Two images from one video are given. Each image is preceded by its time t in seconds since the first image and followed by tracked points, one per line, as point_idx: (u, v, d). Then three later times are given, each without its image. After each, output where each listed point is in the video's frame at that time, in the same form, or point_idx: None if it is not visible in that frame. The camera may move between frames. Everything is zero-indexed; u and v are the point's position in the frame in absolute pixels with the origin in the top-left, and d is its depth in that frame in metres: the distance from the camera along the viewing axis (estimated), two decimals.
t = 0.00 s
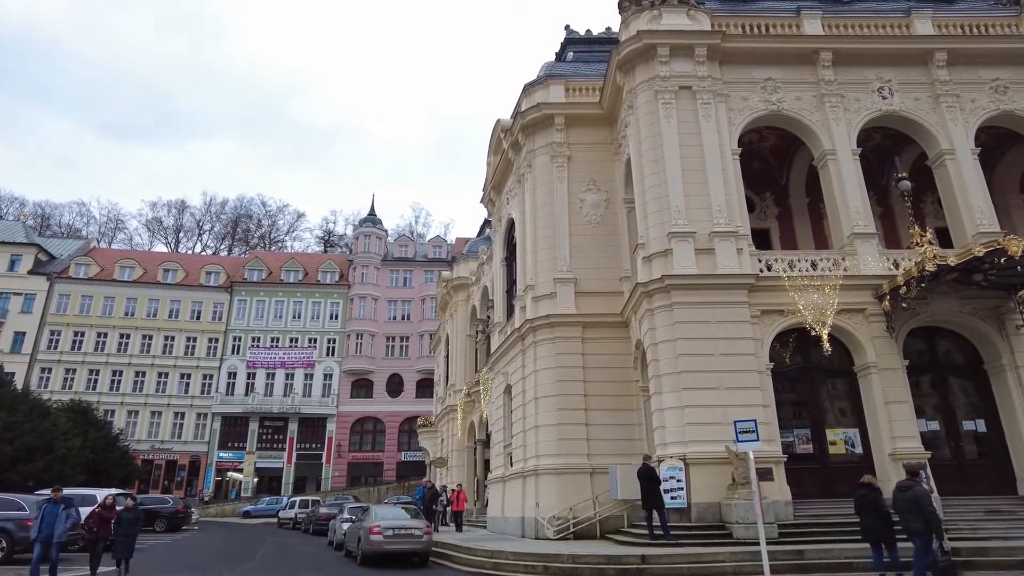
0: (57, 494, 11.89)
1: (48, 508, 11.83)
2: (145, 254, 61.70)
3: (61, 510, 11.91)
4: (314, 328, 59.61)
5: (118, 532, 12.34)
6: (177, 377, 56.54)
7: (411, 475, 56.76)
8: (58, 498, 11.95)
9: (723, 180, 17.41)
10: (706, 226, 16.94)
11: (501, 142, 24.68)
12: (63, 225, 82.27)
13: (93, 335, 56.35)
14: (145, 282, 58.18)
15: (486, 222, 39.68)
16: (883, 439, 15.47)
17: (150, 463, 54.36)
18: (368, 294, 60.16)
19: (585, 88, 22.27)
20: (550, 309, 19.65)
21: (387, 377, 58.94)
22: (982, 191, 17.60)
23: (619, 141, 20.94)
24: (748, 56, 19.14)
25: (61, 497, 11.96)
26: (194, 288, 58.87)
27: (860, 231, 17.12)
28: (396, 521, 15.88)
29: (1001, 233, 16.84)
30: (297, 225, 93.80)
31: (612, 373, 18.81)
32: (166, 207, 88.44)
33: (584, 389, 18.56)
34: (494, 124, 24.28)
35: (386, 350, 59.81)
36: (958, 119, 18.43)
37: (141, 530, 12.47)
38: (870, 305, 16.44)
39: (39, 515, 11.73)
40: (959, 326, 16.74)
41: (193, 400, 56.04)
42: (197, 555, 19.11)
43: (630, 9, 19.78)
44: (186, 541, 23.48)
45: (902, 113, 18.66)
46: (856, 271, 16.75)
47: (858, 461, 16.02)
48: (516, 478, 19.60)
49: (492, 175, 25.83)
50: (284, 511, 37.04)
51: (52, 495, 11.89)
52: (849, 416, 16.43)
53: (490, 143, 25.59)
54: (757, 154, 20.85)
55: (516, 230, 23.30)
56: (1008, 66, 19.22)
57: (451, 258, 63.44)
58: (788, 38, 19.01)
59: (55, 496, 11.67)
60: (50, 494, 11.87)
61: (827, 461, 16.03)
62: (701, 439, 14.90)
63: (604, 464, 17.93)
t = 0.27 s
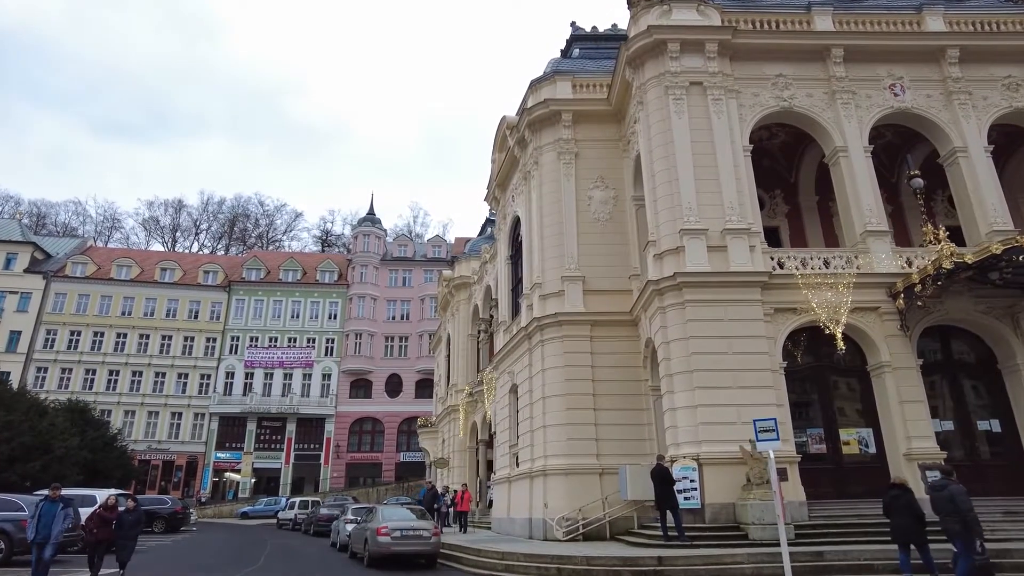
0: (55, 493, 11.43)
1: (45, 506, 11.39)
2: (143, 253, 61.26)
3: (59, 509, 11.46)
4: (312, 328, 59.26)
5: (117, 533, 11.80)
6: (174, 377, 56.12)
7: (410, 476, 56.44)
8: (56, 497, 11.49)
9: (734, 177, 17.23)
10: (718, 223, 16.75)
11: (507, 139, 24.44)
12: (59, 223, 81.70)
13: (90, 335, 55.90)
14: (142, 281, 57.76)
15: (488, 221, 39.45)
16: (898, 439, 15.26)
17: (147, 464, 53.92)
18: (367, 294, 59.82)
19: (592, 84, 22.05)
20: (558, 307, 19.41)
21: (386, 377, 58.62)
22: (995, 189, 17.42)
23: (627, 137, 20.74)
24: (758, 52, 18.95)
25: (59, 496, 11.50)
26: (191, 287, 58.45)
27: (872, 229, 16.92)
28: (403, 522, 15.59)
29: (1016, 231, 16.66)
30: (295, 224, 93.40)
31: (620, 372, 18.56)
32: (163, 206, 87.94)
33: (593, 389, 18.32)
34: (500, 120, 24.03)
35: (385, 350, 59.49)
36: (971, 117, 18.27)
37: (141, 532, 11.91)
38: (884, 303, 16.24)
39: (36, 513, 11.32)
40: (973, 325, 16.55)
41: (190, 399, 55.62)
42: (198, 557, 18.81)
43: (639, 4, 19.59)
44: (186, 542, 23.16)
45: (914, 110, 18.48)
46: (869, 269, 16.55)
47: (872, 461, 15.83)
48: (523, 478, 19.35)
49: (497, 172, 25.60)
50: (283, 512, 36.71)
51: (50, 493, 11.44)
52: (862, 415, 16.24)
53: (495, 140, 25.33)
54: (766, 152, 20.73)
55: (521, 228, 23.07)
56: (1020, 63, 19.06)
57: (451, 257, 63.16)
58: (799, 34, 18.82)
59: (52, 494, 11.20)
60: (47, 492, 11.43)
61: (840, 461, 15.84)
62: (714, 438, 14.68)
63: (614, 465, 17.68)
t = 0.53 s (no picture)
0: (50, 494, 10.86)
1: (43, 507, 10.90)
2: (136, 251, 60.69)
3: (56, 511, 10.93)
4: (307, 327, 58.83)
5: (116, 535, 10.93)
6: (168, 376, 55.60)
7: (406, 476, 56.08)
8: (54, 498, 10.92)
9: (743, 174, 17.09)
10: (726, 220, 16.59)
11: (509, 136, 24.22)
12: (51, 221, 80.94)
13: (82, 333, 55.31)
14: (136, 279, 57.21)
15: (487, 220, 39.23)
16: (908, 438, 15.12)
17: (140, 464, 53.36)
18: (363, 293, 59.46)
19: (596, 80, 21.86)
20: (563, 305, 19.20)
21: (382, 377, 58.26)
22: (1004, 187, 17.32)
23: (632, 134, 20.54)
24: (766, 49, 18.81)
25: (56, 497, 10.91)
26: (185, 285, 57.92)
27: (882, 226, 16.78)
28: (408, 522, 15.31)
29: None
30: (290, 223, 92.88)
31: (626, 371, 18.35)
32: (156, 204, 87.25)
33: (598, 387, 18.10)
34: (502, 116, 23.78)
35: (381, 350, 59.13)
36: (979, 115, 18.18)
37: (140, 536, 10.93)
38: (893, 301, 16.11)
39: (34, 514, 10.86)
40: (982, 323, 16.45)
41: (184, 399, 55.11)
42: (196, 558, 18.49)
43: None
44: (182, 542, 22.82)
45: (922, 108, 18.37)
46: (878, 267, 16.41)
47: (881, 460, 15.68)
48: (527, 477, 19.11)
49: (498, 169, 25.38)
50: (279, 511, 36.36)
51: (48, 494, 10.91)
52: (870, 414, 16.11)
53: (498, 137, 25.10)
54: (772, 149, 20.54)
55: (524, 226, 22.84)
56: None
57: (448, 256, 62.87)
58: (807, 31, 18.68)
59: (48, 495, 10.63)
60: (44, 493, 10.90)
61: (850, 460, 15.69)
62: (724, 437, 14.52)
63: (620, 464, 17.45)
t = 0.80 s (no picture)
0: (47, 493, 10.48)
1: (40, 507, 10.52)
2: (130, 250, 60.11)
3: (52, 511, 10.55)
4: (303, 327, 58.40)
5: (116, 537, 10.37)
6: (162, 376, 55.04)
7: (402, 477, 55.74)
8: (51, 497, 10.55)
9: (753, 170, 16.91)
10: (736, 217, 16.41)
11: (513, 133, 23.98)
12: (43, 219, 80.15)
13: (75, 332, 54.71)
14: (130, 278, 56.64)
15: (486, 218, 39.00)
16: (921, 438, 14.94)
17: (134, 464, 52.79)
18: (360, 292, 59.08)
19: (601, 76, 21.65)
20: (569, 303, 18.95)
21: (378, 377, 57.89)
22: (1015, 184, 17.20)
23: (638, 131, 20.33)
24: (774, 45, 18.62)
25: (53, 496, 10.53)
26: (180, 284, 57.37)
27: (892, 224, 16.61)
28: (413, 523, 14.98)
29: None
30: (284, 223, 92.35)
31: (632, 370, 18.11)
32: (150, 203, 86.54)
33: (605, 386, 17.84)
34: (506, 112, 23.52)
35: (378, 350, 58.76)
36: (988, 113, 18.05)
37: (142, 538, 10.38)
38: (905, 300, 15.95)
39: (31, 513, 10.50)
40: (994, 322, 16.30)
41: (178, 399, 54.55)
42: (194, 560, 18.13)
43: None
44: (179, 544, 22.44)
45: (931, 105, 18.21)
46: (888, 265, 16.23)
47: (893, 460, 15.50)
48: (532, 478, 18.83)
49: (501, 167, 25.13)
50: (276, 512, 36.01)
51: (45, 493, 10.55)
52: (882, 414, 15.91)
53: (501, 134, 24.87)
54: (779, 146, 20.37)
55: (528, 223, 22.60)
56: None
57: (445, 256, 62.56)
58: (816, 27, 18.51)
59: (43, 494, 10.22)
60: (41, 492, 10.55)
61: (861, 460, 15.50)
62: (735, 437, 14.31)
63: (628, 465, 17.20)
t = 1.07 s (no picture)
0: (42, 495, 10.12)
1: (34, 510, 10.15)
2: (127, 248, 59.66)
3: (51, 513, 10.20)
4: (301, 325, 58.06)
5: (123, 539, 10.06)
6: (159, 375, 54.63)
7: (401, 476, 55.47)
8: (47, 499, 10.19)
9: (765, 166, 16.74)
10: (749, 213, 16.24)
11: (519, 129, 23.75)
12: (38, 217, 79.52)
13: (71, 330, 54.27)
14: (126, 276, 56.19)
15: (488, 216, 38.77)
16: (936, 437, 14.78)
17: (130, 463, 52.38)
18: (358, 291, 58.74)
19: (609, 72, 21.44)
20: (577, 301, 18.73)
21: (377, 376, 57.59)
22: None
23: (647, 127, 20.13)
24: (785, 40, 18.43)
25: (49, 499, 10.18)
26: (177, 282, 56.94)
27: (905, 221, 16.45)
28: (422, 524, 14.72)
29: None
30: (282, 221, 91.94)
31: (642, 368, 17.89)
32: (146, 201, 85.99)
33: (614, 385, 17.62)
34: (511, 108, 23.28)
35: (376, 349, 58.45)
36: (1001, 110, 17.92)
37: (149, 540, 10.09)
38: (919, 297, 15.79)
39: (25, 516, 10.12)
40: (1008, 320, 16.15)
41: (175, 398, 54.15)
42: (197, 561, 17.86)
43: None
44: (179, 544, 22.14)
45: (943, 102, 18.07)
46: (902, 263, 16.06)
47: (907, 460, 15.34)
48: (540, 478, 18.60)
49: (506, 163, 24.89)
50: (275, 512, 35.72)
51: (40, 495, 10.19)
52: (896, 413, 15.75)
53: (506, 130, 24.65)
54: (789, 144, 20.17)
55: (534, 220, 22.38)
56: None
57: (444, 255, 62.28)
58: (828, 22, 18.33)
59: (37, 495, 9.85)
60: (36, 494, 10.18)
61: (875, 460, 15.32)
62: (749, 436, 14.13)
63: (638, 464, 16.99)
